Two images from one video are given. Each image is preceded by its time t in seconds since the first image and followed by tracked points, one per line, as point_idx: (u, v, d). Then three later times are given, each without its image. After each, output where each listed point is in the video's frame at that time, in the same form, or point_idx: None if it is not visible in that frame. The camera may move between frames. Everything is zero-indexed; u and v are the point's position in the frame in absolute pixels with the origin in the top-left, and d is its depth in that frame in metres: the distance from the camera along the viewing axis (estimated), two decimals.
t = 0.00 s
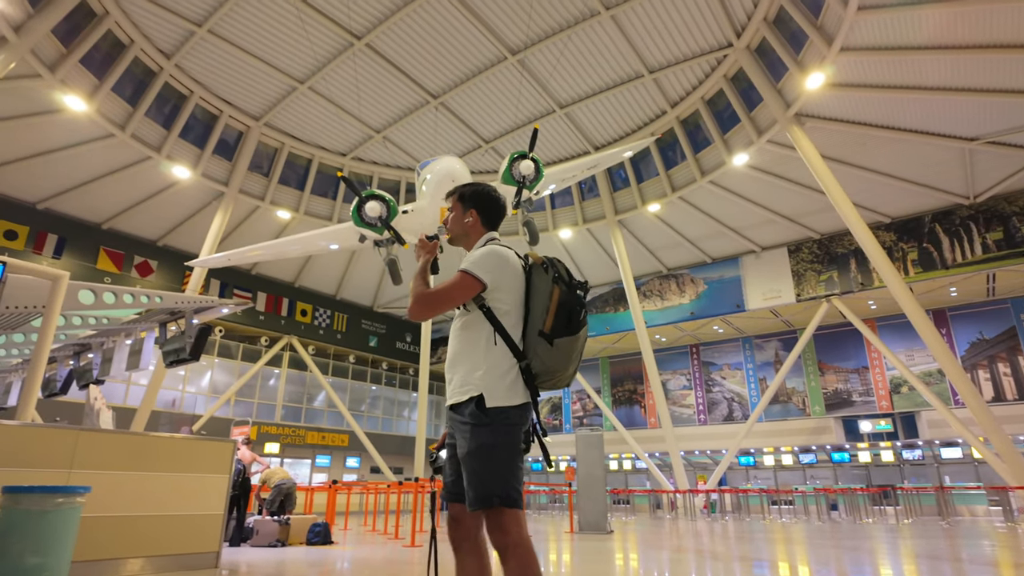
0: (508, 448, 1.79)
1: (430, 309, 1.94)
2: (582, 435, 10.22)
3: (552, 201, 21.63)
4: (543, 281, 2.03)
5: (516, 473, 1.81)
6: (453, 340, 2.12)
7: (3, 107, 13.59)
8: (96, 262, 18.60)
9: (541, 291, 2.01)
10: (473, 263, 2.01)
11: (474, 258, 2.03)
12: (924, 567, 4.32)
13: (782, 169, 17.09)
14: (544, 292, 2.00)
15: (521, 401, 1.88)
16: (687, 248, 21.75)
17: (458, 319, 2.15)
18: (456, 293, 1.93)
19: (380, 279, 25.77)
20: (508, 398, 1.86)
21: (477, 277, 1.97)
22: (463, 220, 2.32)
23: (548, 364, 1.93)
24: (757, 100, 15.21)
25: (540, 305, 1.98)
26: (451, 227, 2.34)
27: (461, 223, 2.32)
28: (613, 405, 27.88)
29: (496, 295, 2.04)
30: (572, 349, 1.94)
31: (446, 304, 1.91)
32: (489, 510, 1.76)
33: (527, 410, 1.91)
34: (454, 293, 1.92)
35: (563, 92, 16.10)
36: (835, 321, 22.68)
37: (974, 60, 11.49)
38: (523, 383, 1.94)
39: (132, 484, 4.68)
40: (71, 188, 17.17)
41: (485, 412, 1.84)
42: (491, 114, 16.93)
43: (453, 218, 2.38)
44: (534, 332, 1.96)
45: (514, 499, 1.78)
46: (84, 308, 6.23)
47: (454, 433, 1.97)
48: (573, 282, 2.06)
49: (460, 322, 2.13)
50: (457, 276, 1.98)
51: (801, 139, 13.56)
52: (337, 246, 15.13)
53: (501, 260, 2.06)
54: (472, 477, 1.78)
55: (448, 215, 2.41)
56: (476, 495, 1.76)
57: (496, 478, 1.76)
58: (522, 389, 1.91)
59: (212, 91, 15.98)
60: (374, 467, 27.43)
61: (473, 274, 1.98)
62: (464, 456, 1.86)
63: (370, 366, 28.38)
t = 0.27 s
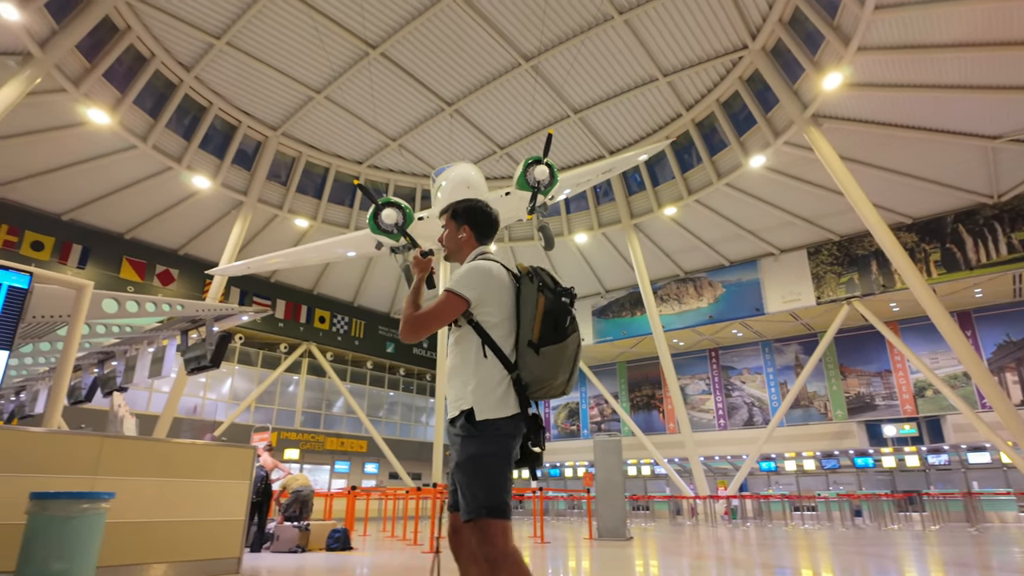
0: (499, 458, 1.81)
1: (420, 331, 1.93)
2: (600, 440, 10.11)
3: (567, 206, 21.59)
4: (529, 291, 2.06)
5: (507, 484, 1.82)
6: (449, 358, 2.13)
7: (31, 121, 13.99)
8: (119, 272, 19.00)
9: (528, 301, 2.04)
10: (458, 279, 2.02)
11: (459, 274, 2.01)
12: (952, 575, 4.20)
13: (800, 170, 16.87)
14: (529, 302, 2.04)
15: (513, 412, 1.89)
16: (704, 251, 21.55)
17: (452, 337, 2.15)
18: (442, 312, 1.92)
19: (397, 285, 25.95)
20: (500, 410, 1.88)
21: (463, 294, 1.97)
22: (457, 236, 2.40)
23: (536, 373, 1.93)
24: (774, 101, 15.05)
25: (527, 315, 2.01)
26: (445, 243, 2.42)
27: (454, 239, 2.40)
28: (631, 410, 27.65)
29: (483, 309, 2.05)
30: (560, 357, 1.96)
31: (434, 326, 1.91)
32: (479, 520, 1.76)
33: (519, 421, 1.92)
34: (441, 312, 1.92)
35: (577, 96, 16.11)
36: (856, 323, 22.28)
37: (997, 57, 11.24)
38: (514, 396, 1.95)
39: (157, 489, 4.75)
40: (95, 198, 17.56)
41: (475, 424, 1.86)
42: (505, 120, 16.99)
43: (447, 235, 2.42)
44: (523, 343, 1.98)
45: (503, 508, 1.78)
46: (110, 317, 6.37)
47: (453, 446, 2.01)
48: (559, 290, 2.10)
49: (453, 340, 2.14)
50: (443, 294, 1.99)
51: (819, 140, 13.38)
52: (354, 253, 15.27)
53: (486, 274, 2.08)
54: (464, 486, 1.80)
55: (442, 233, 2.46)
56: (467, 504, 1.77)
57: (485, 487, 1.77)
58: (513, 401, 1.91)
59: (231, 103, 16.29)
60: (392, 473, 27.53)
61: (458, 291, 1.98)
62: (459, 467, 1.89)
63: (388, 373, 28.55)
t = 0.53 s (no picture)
0: (464, 455, 1.80)
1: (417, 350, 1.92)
2: (624, 440, 10.05)
3: (588, 204, 21.47)
4: (513, 295, 2.06)
5: (469, 486, 1.79)
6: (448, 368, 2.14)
7: (65, 132, 14.46)
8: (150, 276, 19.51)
9: (513, 304, 2.03)
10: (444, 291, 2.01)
11: (441, 285, 2.02)
12: None
13: (827, 164, 16.48)
14: (513, 304, 2.03)
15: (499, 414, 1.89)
16: (729, 248, 21.21)
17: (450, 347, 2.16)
18: (433, 326, 1.91)
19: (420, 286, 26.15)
20: (483, 412, 1.88)
21: (450, 305, 1.96)
22: (447, 247, 2.41)
23: (524, 372, 1.89)
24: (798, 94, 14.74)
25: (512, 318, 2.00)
26: (437, 256, 2.42)
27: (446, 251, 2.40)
28: (656, 410, 27.38)
29: (471, 316, 2.05)
30: (548, 351, 1.91)
31: (429, 341, 1.91)
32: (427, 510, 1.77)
33: (499, 424, 1.88)
34: (433, 327, 1.91)
35: (597, 94, 16.01)
36: (888, 319, 21.70)
37: None
38: (506, 397, 1.94)
39: (188, 490, 4.85)
40: (127, 206, 18.07)
41: (456, 421, 1.88)
42: (525, 120, 16.99)
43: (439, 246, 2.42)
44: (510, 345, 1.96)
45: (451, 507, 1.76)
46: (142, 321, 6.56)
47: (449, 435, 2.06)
48: (541, 287, 2.08)
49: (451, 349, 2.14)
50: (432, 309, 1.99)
51: (846, 133, 13.06)
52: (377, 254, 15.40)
53: (471, 280, 2.07)
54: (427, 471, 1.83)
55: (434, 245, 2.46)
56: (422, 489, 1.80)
57: (443, 480, 1.78)
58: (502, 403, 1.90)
59: (256, 109, 16.61)
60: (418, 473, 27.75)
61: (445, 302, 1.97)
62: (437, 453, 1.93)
63: (412, 373, 28.79)
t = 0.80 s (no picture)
0: (447, 461, 1.90)
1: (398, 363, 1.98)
2: (655, 439, 9.93)
3: (614, 201, 21.29)
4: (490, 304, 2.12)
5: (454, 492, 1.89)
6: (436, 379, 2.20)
7: (103, 143, 15.04)
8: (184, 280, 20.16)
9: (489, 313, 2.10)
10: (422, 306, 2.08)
11: (420, 301, 2.08)
12: None
13: (859, 155, 16.00)
14: (490, 312, 2.09)
15: (482, 419, 1.96)
16: (759, 243, 20.78)
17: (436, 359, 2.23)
18: (414, 341, 1.98)
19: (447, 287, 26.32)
20: (465, 418, 1.96)
21: (429, 319, 2.03)
22: (426, 262, 2.43)
23: (503, 376, 1.95)
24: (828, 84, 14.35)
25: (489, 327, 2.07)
26: (417, 272, 2.46)
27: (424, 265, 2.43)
28: (686, 408, 27.01)
29: (451, 328, 2.11)
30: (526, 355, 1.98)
31: (410, 355, 1.98)
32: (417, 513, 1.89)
33: (483, 430, 1.95)
34: (413, 342, 1.98)
35: (620, 90, 15.85)
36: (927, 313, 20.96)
37: None
38: (490, 402, 2.01)
39: (225, 490, 4.99)
40: (163, 213, 18.67)
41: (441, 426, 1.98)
42: (548, 118, 16.94)
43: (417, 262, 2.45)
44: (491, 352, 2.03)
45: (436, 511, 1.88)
46: (178, 325, 6.76)
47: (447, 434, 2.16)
48: (514, 292, 2.13)
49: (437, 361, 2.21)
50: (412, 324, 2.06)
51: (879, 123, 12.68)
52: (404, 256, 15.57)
53: (448, 293, 2.13)
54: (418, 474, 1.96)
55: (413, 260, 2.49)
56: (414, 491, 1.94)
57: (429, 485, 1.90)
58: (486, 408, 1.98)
59: (284, 115, 16.95)
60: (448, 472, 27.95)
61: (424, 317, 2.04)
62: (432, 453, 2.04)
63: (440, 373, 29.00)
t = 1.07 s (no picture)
0: (437, 449, 2.06)
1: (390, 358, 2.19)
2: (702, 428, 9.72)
3: (655, 187, 20.85)
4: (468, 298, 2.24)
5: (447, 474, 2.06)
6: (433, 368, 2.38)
7: (158, 148, 15.81)
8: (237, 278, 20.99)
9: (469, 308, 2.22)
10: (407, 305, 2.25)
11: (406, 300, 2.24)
12: None
13: (917, 129, 15.12)
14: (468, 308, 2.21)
15: (465, 408, 2.12)
16: (809, 225, 19.97)
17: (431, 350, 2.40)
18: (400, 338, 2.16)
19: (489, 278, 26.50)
20: (451, 407, 2.12)
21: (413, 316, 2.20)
22: (418, 259, 2.57)
23: (482, 368, 2.09)
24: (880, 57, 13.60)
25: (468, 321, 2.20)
26: (411, 268, 2.60)
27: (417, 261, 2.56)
28: (735, 396, 26.36)
29: (436, 322, 2.26)
30: (501, 347, 2.09)
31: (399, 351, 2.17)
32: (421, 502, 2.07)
33: (469, 416, 2.11)
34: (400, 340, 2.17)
35: (659, 72, 15.45)
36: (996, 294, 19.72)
37: None
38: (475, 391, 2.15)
39: (281, 480, 5.20)
40: (215, 213, 19.44)
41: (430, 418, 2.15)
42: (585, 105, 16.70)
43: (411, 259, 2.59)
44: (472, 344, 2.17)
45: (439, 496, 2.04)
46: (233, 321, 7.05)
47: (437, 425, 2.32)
48: (489, 287, 2.24)
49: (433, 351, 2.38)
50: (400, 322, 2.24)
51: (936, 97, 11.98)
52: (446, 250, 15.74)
53: (431, 290, 2.27)
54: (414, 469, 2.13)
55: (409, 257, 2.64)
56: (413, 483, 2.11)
57: (424, 474, 2.06)
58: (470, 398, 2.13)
59: (326, 114, 17.33)
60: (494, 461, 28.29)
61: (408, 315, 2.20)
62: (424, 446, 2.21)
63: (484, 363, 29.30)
